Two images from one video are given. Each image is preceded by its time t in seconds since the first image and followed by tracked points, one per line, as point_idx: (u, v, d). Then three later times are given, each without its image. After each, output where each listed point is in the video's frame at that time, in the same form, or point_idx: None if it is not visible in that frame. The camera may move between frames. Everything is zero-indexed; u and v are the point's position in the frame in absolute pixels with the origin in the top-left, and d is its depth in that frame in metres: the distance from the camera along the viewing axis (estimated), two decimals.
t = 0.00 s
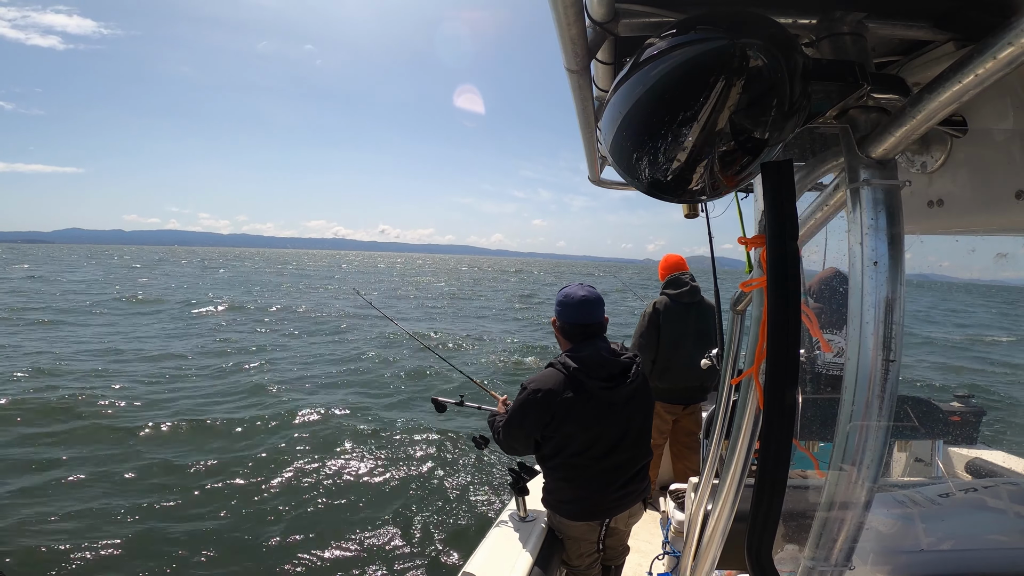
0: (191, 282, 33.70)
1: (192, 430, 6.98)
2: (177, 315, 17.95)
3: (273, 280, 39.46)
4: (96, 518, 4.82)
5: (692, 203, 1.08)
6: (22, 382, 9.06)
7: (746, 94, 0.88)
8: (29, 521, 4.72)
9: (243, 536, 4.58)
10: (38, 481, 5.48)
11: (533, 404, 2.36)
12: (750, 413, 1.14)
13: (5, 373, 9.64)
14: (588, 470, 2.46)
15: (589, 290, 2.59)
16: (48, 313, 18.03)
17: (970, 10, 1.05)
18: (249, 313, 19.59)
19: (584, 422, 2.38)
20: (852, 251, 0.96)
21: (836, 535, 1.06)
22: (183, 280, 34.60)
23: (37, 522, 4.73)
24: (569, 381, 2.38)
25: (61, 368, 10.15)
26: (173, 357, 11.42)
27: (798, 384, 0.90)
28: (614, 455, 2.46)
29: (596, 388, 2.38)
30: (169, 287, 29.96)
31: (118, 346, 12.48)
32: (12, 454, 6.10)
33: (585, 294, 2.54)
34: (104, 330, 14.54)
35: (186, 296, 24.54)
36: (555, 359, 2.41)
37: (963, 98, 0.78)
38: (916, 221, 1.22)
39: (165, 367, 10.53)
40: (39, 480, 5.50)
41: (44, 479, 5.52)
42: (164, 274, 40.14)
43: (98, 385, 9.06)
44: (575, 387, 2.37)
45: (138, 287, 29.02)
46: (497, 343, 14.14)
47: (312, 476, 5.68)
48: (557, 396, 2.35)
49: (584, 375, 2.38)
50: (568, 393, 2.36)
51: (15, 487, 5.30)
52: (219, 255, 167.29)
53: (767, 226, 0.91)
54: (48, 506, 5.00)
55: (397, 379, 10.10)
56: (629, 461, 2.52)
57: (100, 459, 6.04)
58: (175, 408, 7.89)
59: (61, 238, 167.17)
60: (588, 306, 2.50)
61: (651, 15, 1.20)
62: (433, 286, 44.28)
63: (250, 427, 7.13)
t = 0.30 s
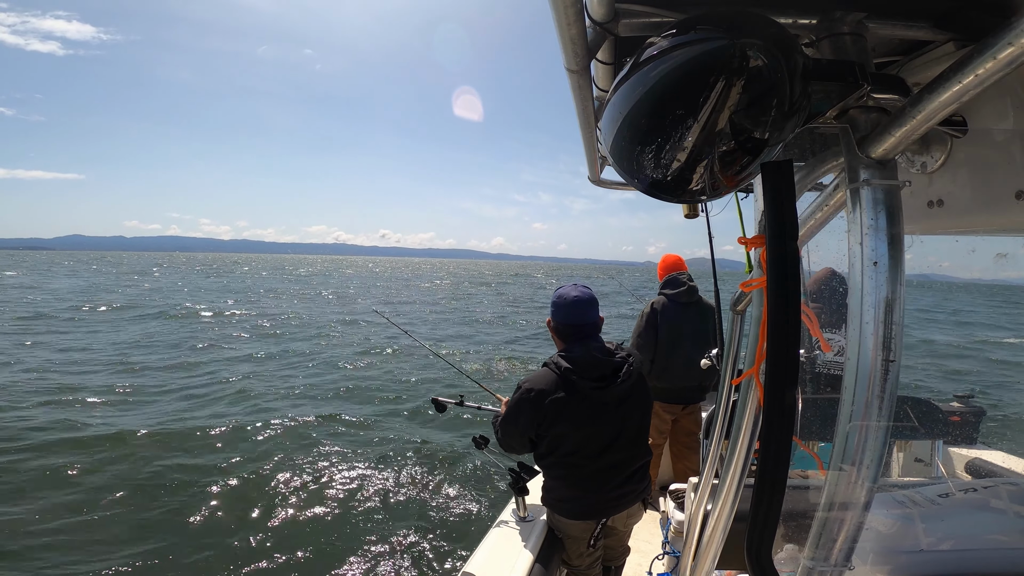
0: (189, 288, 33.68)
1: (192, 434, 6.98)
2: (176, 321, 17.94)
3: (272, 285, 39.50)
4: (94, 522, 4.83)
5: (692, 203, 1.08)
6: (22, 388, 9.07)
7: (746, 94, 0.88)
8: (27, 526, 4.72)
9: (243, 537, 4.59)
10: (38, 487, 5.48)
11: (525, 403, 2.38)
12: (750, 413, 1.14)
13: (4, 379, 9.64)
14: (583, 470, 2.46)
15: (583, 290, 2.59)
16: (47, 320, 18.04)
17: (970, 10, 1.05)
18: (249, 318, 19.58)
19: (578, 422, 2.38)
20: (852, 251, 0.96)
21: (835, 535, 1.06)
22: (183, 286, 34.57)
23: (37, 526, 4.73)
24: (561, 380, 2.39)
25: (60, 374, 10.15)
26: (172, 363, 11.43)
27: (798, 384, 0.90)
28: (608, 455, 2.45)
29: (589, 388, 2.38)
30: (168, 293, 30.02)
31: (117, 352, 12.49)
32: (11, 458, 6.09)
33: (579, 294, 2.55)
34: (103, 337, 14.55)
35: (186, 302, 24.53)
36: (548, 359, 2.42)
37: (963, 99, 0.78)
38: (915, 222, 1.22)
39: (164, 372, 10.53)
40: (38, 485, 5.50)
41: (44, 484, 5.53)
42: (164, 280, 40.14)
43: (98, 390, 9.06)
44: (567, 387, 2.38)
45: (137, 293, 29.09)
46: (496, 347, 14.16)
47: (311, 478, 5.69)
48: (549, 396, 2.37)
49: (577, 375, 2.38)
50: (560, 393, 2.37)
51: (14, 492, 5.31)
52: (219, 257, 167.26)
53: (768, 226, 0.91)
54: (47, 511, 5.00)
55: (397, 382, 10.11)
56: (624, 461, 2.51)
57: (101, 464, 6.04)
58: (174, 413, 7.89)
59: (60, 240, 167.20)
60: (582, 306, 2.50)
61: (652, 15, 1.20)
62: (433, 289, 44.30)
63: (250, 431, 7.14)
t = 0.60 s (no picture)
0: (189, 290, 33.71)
1: (192, 435, 6.97)
2: (176, 322, 17.94)
3: (272, 287, 39.49)
4: (93, 520, 4.81)
5: (692, 203, 1.08)
6: (22, 390, 9.06)
7: (746, 94, 0.88)
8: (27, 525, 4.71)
9: (243, 536, 4.57)
10: (37, 485, 5.47)
11: (520, 402, 2.40)
12: (750, 413, 1.13)
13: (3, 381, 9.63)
14: (578, 469, 2.46)
15: (580, 290, 2.59)
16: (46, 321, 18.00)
17: (970, 10, 1.05)
18: (249, 320, 19.58)
19: (573, 422, 2.38)
20: (852, 251, 0.96)
21: (835, 536, 1.06)
22: (183, 289, 34.55)
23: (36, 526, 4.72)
24: (556, 380, 2.39)
25: (60, 376, 10.14)
26: (172, 364, 11.41)
27: (797, 384, 0.90)
28: (603, 455, 2.44)
29: (583, 388, 2.37)
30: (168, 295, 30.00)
31: (117, 354, 12.48)
32: (10, 459, 6.08)
33: (575, 294, 2.55)
34: (103, 339, 14.53)
35: (187, 304, 24.50)
36: (544, 359, 2.43)
37: (963, 99, 0.78)
38: (916, 222, 1.22)
39: (164, 373, 10.52)
40: (37, 484, 5.49)
41: (43, 483, 5.51)
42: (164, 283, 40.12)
43: (98, 392, 9.05)
44: (562, 386, 2.37)
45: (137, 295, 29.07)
46: (496, 349, 14.15)
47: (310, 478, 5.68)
48: (543, 395, 2.38)
49: (572, 375, 2.37)
50: (554, 393, 2.37)
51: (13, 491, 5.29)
52: (219, 257, 167.16)
53: (767, 227, 0.91)
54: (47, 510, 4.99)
55: (397, 384, 10.12)
56: (619, 462, 2.49)
57: (101, 463, 6.03)
58: (175, 414, 7.89)
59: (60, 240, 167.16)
60: (578, 305, 2.50)
61: (652, 15, 1.20)
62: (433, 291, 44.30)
63: (250, 432, 7.13)
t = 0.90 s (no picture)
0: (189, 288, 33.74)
1: (192, 435, 6.97)
2: (176, 321, 17.95)
3: (272, 287, 39.48)
4: (94, 518, 4.82)
5: (692, 203, 1.08)
6: (22, 388, 9.06)
7: (746, 94, 0.88)
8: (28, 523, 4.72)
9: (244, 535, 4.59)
10: (37, 482, 5.47)
11: (521, 399, 2.41)
12: (750, 413, 1.13)
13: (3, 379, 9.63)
14: (577, 468, 2.46)
15: (582, 289, 2.59)
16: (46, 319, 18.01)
17: (970, 10, 1.05)
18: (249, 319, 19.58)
19: (573, 420, 2.38)
20: (852, 251, 0.96)
21: (835, 536, 1.06)
22: (183, 287, 34.56)
23: (37, 523, 4.73)
24: (557, 378, 2.39)
25: (61, 375, 10.14)
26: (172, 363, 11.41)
27: (798, 384, 0.90)
28: (603, 455, 2.44)
29: (584, 386, 2.36)
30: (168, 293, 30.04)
31: (118, 352, 12.49)
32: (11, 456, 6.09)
33: (578, 293, 2.55)
34: (103, 337, 14.54)
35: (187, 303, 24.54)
36: (545, 356, 2.42)
37: (963, 99, 0.78)
38: (915, 222, 1.22)
39: (164, 373, 10.53)
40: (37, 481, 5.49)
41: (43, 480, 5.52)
42: (164, 282, 39.97)
43: (98, 391, 9.06)
44: (562, 384, 2.37)
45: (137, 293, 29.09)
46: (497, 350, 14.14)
47: (311, 478, 5.69)
48: (543, 393, 2.38)
49: (573, 373, 2.37)
50: (554, 390, 2.38)
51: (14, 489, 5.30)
52: (218, 258, 167.19)
53: (767, 227, 0.91)
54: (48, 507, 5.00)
55: (398, 384, 10.12)
56: (619, 461, 2.49)
57: (100, 462, 6.03)
58: (175, 414, 7.89)
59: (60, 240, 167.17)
60: (581, 304, 2.50)
61: (652, 15, 1.20)
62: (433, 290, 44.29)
63: (251, 433, 7.13)
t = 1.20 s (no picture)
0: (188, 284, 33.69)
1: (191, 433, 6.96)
2: (176, 318, 17.94)
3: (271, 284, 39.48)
4: (93, 515, 4.81)
5: (692, 203, 1.08)
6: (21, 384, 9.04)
7: (746, 94, 0.88)
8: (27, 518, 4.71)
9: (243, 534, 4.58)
10: (37, 477, 5.47)
11: (524, 395, 2.42)
12: (750, 413, 1.14)
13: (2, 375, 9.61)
14: (578, 467, 2.45)
15: (588, 289, 2.59)
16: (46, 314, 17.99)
17: (970, 10, 1.05)
18: (248, 317, 19.57)
19: (574, 418, 2.38)
20: (852, 251, 0.96)
21: (836, 536, 1.06)
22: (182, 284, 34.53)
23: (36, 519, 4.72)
24: (559, 376, 2.40)
25: (60, 370, 10.13)
26: (171, 360, 11.40)
27: (798, 385, 0.90)
28: (603, 454, 2.44)
29: (586, 385, 2.36)
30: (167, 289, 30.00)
31: (117, 348, 12.48)
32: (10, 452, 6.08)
33: (583, 292, 2.55)
34: (103, 333, 14.52)
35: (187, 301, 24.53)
36: (549, 354, 2.44)
37: (963, 98, 0.78)
38: (915, 222, 1.22)
39: (163, 370, 10.51)
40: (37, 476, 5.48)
41: (43, 475, 5.51)
42: (163, 279, 39.91)
43: (97, 387, 9.05)
44: (565, 382, 2.38)
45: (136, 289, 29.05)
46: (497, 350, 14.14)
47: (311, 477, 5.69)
48: (545, 390, 2.39)
49: (576, 370, 2.37)
50: (556, 388, 2.38)
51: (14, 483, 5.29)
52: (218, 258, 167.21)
53: (767, 226, 0.91)
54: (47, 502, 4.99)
55: (398, 384, 10.12)
56: (619, 461, 2.48)
57: (100, 459, 6.03)
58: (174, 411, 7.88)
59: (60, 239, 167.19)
60: (586, 302, 2.51)
61: (652, 15, 1.20)
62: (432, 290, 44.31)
63: (250, 431, 7.12)
